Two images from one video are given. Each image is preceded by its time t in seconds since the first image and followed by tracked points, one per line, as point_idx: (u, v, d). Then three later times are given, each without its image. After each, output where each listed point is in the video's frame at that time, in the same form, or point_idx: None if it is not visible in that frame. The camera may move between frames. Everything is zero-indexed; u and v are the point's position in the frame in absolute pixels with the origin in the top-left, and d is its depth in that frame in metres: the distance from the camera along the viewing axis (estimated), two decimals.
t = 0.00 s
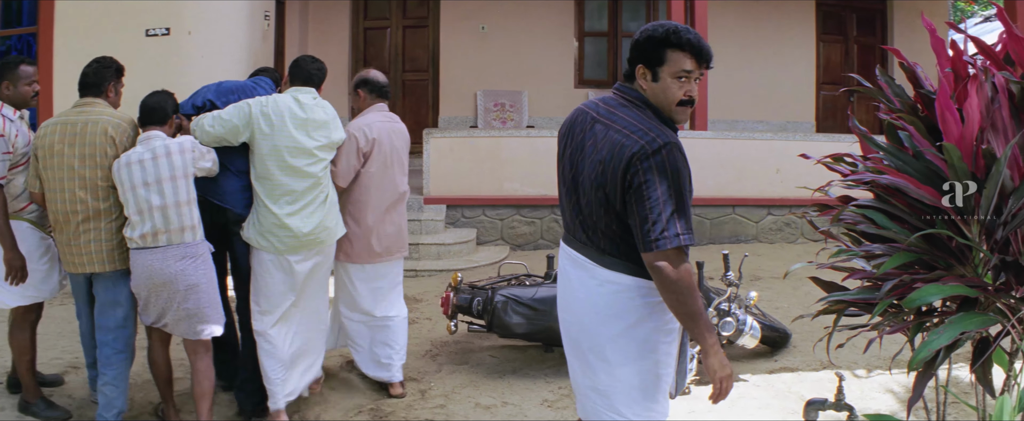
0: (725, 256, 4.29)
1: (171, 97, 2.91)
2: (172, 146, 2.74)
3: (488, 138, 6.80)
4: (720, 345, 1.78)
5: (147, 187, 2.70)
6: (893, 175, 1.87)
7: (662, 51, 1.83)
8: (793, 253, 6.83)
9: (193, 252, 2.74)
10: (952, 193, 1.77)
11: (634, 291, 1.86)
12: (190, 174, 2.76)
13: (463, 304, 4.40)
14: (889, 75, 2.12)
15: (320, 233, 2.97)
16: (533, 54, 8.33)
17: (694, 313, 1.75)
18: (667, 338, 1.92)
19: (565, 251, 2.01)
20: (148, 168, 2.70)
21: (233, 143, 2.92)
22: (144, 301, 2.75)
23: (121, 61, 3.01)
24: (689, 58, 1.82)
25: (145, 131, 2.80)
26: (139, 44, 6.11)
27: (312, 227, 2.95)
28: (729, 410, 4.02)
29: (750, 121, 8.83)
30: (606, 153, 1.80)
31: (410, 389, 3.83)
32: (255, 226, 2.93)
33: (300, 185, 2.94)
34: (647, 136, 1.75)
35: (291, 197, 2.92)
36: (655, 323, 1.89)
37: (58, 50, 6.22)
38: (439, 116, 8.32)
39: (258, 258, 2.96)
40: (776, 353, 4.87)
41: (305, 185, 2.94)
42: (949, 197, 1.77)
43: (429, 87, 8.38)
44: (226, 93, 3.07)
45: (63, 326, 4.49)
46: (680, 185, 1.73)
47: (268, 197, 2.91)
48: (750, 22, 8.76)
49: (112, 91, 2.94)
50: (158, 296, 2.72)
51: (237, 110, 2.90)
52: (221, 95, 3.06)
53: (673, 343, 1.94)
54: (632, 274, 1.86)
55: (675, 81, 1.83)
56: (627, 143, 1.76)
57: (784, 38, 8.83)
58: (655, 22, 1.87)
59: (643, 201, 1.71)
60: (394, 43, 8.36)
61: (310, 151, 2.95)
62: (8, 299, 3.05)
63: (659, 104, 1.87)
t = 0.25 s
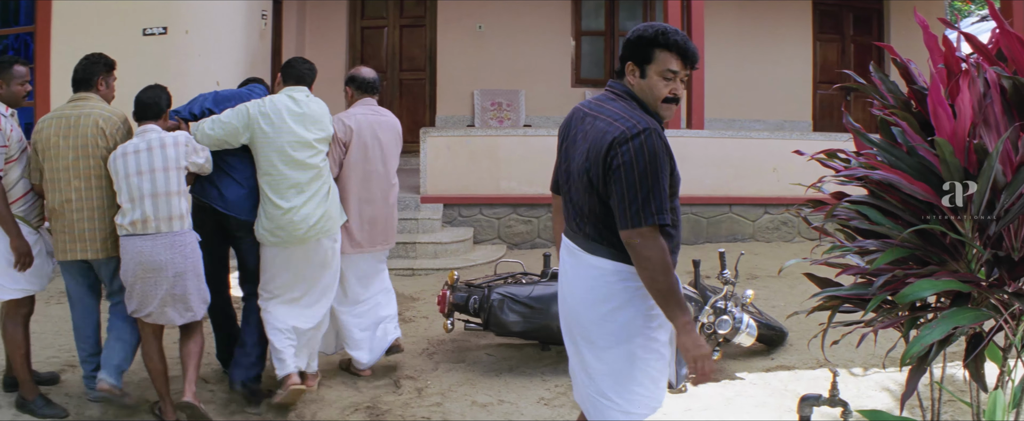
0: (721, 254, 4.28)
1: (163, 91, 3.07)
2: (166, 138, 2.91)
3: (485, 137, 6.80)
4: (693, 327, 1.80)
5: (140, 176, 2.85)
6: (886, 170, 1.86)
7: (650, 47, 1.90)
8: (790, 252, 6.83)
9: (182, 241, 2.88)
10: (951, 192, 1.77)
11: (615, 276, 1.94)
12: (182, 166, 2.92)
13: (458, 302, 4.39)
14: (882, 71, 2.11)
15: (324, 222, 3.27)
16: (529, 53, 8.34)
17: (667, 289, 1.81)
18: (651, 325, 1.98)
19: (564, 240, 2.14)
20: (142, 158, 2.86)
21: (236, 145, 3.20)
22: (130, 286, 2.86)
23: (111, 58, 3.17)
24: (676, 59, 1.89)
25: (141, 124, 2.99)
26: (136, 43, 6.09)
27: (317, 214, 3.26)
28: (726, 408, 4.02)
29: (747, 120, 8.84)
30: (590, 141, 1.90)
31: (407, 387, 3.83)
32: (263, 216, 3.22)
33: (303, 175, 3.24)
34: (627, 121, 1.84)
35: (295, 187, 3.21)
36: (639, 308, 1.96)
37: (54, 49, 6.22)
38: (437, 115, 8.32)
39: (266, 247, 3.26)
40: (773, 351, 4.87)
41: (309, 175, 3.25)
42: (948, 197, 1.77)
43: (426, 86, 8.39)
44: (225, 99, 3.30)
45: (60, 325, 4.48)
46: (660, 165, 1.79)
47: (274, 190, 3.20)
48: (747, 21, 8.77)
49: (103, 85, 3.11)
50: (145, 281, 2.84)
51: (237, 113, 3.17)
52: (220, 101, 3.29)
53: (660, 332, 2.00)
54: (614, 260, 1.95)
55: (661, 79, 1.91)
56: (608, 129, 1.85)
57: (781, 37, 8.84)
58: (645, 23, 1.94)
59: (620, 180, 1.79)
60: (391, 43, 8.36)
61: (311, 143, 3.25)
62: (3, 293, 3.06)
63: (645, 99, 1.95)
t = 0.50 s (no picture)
0: (719, 253, 4.27)
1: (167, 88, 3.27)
2: (169, 134, 3.09)
3: (484, 136, 6.81)
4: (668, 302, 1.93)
5: (144, 170, 3.03)
6: (882, 166, 1.85)
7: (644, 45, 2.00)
8: (789, 252, 6.83)
9: (181, 233, 3.05)
10: (951, 192, 1.76)
11: (597, 262, 2.01)
12: (182, 161, 3.10)
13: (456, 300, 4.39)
14: (878, 67, 2.10)
15: (315, 211, 3.42)
16: (528, 53, 8.34)
17: (645, 265, 1.89)
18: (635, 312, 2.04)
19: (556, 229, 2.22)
20: (146, 153, 3.04)
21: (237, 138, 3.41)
22: (129, 274, 3.01)
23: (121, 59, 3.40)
24: (671, 59, 2.01)
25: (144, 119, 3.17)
26: (135, 42, 6.10)
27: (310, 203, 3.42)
28: (723, 406, 4.02)
29: (745, 119, 8.85)
30: (575, 127, 2.01)
31: (405, 386, 3.83)
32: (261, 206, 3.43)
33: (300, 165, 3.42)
34: (608, 106, 1.95)
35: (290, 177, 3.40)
36: (621, 294, 2.02)
37: (54, 48, 6.23)
38: (435, 114, 8.33)
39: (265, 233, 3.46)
40: (771, 350, 4.87)
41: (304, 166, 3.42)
42: (949, 197, 1.75)
43: (425, 85, 8.39)
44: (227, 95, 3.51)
45: (58, 323, 4.48)
46: (638, 145, 1.88)
47: (274, 180, 3.40)
48: (745, 21, 8.77)
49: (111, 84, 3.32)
50: (144, 270, 3.00)
51: (238, 108, 3.37)
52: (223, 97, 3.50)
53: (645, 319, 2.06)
54: (596, 246, 2.02)
55: (657, 78, 2.03)
56: (590, 115, 1.96)
57: (780, 37, 8.85)
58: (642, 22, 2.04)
59: (598, 160, 1.90)
60: (390, 42, 8.36)
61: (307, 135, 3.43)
62: None
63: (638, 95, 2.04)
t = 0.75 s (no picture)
0: (722, 251, 4.26)
1: (171, 81, 3.31)
2: (171, 131, 3.18)
3: (486, 136, 6.80)
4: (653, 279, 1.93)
5: (154, 168, 3.14)
6: (883, 163, 1.84)
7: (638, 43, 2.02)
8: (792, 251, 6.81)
9: (192, 225, 3.18)
10: (951, 192, 1.74)
11: (580, 251, 2.05)
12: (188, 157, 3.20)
13: (459, 299, 4.38)
14: (880, 65, 2.09)
15: (315, 209, 3.50)
16: (531, 53, 8.33)
17: (623, 245, 1.91)
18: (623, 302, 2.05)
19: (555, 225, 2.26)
20: (153, 152, 3.14)
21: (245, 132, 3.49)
22: (144, 267, 3.16)
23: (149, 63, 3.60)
24: (667, 58, 2.03)
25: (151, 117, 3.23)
26: (137, 41, 6.11)
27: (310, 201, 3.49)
28: (727, 406, 4.01)
29: (749, 119, 8.83)
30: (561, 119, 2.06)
31: (407, 385, 3.82)
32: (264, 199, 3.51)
33: (303, 163, 3.50)
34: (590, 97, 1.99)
35: (292, 174, 3.47)
36: (606, 283, 2.04)
37: (56, 47, 6.24)
38: (438, 114, 8.33)
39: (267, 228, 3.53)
40: (775, 349, 4.85)
41: (308, 164, 3.50)
42: (949, 196, 1.74)
43: (427, 85, 8.39)
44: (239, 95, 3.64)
45: (60, 322, 4.50)
46: (612, 132, 1.91)
47: (277, 175, 3.47)
48: (748, 20, 8.76)
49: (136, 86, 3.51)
50: (161, 264, 3.14)
51: (249, 103, 3.45)
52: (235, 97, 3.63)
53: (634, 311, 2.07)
54: (582, 236, 2.05)
55: (654, 77, 2.04)
56: (573, 107, 2.01)
57: (783, 36, 8.83)
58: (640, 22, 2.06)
59: (575, 148, 1.93)
60: (392, 41, 8.36)
61: (313, 134, 3.51)
62: None
63: (633, 94, 2.05)
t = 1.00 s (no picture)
0: (722, 250, 4.25)
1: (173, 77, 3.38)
2: (174, 126, 3.25)
3: (487, 135, 6.81)
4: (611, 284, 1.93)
5: (155, 161, 3.21)
6: (883, 160, 1.83)
7: (624, 39, 2.03)
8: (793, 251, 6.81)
9: (191, 218, 3.21)
10: (951, 192, 1.73)
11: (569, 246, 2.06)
12: (188, 151, 3.25)
13: (458, 298, 4.38)
14: (879, 62, 2.09)
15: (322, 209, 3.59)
16: (532, 52, 8.33)
17: (596, 244, 1.92)
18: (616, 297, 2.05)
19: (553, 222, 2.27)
20: (156, 145, 3.22)
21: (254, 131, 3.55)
22: (149, 257, 3.25)
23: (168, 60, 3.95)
24: (651, 54, 2.03)
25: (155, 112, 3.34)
26: (137, 41, 6.12)
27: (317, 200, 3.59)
28: (727, 405, 4.01)
29: (749, 118, 8.83)
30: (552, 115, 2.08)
31: (407, 384, 3.83)
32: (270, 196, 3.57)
33: (310, 164, 3.59)
34: (578, 92, 2.00)
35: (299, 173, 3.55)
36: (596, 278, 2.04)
37: (57, 46, 6.25)
38: (438, 113, 8.33)
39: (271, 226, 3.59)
40: (775, 348, 4.85)
41: (315, 163, 3.60)
42: (948, 196, 1.73)
43: (427, 84, 8.39)
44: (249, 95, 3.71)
45: (60, 321, 4.50)
46: (597, 126, 1.91)
47: (285, 174, 3.55)
48: (748, 19, 8.75)
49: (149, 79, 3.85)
50: (160, 254, 3.20)
51: (262, 101, 3.53)
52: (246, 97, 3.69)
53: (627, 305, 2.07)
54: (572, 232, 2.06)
55: (636, 71, 2.04)
56: (563, 103, 2.02)
57: (783, 35, 8.82)
58: (628, 18, 2.06)
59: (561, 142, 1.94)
60: (392, 41, 8.36)
61: (322, 136, 3.61)
62: None
63: (619, 88, 2.06)
